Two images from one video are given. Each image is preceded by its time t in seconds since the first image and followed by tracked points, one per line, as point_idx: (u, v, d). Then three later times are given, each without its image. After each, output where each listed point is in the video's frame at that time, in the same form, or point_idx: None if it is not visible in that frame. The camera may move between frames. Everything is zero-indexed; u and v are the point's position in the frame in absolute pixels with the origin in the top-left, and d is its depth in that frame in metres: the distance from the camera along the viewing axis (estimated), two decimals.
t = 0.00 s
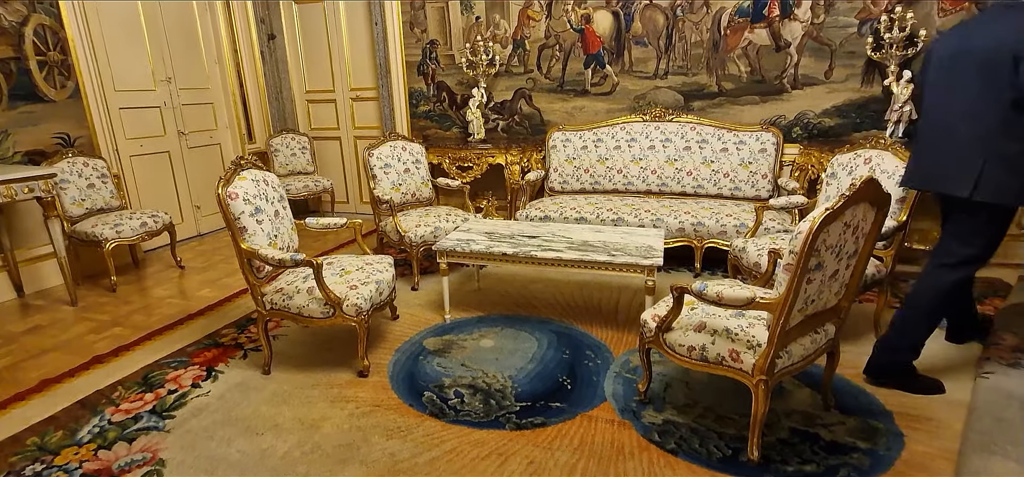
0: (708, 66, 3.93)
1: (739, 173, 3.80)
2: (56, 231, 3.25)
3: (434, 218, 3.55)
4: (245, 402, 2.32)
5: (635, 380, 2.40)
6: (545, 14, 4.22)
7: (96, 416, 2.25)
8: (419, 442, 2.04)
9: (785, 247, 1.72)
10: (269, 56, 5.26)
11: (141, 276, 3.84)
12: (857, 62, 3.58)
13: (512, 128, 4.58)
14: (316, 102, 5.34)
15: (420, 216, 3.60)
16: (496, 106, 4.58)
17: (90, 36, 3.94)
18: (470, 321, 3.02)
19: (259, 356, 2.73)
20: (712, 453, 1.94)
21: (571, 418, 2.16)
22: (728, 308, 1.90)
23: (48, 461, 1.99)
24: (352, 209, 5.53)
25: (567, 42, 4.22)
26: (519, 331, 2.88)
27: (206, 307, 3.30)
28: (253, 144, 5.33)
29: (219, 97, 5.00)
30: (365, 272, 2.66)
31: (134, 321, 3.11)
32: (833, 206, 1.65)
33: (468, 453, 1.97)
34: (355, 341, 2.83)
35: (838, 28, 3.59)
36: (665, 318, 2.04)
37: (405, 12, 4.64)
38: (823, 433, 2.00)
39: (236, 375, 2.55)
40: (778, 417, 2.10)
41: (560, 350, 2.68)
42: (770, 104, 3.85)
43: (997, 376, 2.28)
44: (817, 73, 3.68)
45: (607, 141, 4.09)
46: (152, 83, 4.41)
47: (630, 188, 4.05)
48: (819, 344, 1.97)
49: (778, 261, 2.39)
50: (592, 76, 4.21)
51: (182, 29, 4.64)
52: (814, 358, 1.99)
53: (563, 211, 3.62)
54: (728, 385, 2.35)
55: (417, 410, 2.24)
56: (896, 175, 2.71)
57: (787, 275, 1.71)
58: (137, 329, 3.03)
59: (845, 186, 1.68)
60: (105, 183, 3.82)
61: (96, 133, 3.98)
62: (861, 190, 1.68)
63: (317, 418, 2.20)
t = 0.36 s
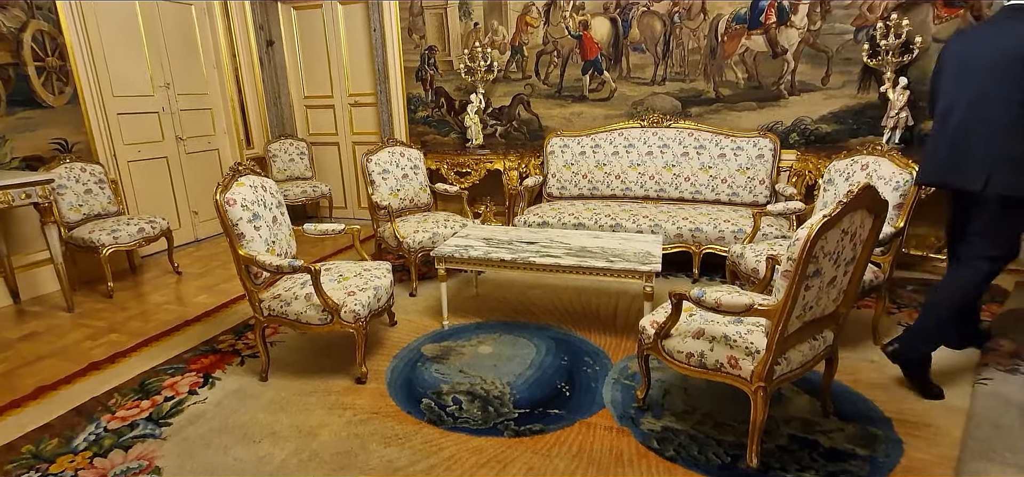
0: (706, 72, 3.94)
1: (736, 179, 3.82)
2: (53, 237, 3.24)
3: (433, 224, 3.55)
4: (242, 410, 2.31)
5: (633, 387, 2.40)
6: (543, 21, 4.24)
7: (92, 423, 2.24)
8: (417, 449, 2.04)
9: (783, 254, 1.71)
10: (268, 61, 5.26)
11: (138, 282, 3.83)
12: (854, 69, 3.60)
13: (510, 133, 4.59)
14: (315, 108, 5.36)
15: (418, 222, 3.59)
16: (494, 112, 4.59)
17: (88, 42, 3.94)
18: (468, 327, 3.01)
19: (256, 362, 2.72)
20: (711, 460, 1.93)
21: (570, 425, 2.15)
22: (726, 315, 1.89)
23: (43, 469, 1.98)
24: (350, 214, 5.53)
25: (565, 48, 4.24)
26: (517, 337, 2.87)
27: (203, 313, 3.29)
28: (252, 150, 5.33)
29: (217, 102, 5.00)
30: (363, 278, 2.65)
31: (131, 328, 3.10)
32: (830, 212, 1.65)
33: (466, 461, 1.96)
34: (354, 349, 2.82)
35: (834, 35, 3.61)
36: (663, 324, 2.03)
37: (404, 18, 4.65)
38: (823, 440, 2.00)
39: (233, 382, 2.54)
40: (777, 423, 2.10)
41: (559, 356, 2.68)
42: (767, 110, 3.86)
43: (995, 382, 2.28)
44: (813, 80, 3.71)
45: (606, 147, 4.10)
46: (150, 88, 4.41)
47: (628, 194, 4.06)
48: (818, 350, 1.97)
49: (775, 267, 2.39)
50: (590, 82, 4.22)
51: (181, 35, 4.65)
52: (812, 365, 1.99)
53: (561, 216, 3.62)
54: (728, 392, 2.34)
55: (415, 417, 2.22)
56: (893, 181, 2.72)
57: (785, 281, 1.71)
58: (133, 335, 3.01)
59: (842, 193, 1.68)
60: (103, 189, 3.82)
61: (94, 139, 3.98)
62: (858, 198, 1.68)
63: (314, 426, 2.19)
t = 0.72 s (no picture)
0: (703, 82, 3.97)
1: (734, 188, 3.83)
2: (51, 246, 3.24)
3: (431, 233, 3.55)
4: (240, 421, 2.30)
5: (632, 397, 2.39)
6: (541, 31, 4.27)
7: (88, 434, 2.22)
8: (415, 460, 2.03)
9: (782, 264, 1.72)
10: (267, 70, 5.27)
11: (135, 291, 3.81)
12: (850, 79, 3.63)
13: (509, 142, 4.60)
14: (314, 117, 5.38)
15: (416, 231, 3.60)
16: (493, 121, 4.60)
17: (88, 52, 3.95)
18: (466, 337, 3.00)
19: (254, 373, 2.71)
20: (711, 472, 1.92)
21: (569, 435, 2.14)
22: (725, 326, 1.89)
23: None
24: (348, 223, 5.53)
25: (563, 57, 4.26)
26: (516, 347, 2.86)
27: (200, 323, 3.27)
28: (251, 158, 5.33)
29: (216, 111, 5.01)
30: (362, 288, 2.65)
31: (128, 337, 3.08)
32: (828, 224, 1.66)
33: (464, 472, 1.95)
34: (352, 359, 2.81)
35: (830, 45, 3.64)
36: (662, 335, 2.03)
37: (403, 27, 4.67)
38: (822, 450, 2.00)
39: (230, 393, 2.53)
40: (777, 434, 2.09)
41: (557, 366, 2.67)
42: (764, 120, 3.88)
43: (994, 392, 2.28)
44: (810, 90, 3.73)
45: (604, 157, 4.11)
46: (150, 97, 4.42)
47: (626, 203, 4.07)
48: (817, 360, 1.97)
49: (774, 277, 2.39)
50: (588, 92, 4.25)
51: (180, 44, 4.67)
52: (811, 375, 1.99)
53: (560, 226, 3.63)
54: (727, 402, 2.33)
55: (413, 428, 2.21)
56: (891, 190, 2.73)
57: (783, 292, 1.71)
58: (130, 345, 2.99)
59: (840, 204, 1.69)
60: (101, 198, 3.81)
61: (93, 148, 3.98)
62: (856, 209, 1.69)
63: (312, 437, 2.18)
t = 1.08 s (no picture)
0: (700, 95, 4.00)
1: (732, 200, 3.84)
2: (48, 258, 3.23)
3: (429, 245, 3.55)
4: (236, 435, 2.28)
5: (631, 411, 2.38)
6: (539, 44, 4.30)
7: (82, 449, 2.20)
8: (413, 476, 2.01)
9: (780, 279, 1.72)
10: (267, 83, 5.30)
11: (131, 303, 3.80)
12: (845, 93, 3.67)
13: (507, 154, 4.62)
14: (313, 129, 5.40)
15: (415, 244, 3.60)
16: (491, 133, 4.62)
17: (89, 64, 3.97)
18: (464, 350, 2.99)
19: (251, 386, 2.69)
20: None
21: (567, 450, 2.13)
22: (724, 340, 1.89)
23: None
24: (347, 234, 5.52)
25: (561, 71, 4.29)
26: (514, 360, 2.85)
27: (197, 336, 3.26)
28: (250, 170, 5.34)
29: (216, 123, 5.03)
30: (359, 301, 2.64)
31: (124, 350, 3.06)
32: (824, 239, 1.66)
33: None
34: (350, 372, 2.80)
35: (825, 59, 3.68)
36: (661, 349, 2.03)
37: (403, 41, 4.71)
38: (822, 465, 1.98)
39: (227, 407, 2.51)
40: (776, 448, 2.08)
41: (556, 379, 2.66)
42: (761, 133, 3.91)
43: (993, 406, 2.28)
44: (806, 103, 3.76)
45: (602, 169, 4.13)
46: (150, 109, 4.44)
47: (624, 215, 4.08)
48: (816, 374, 1.96)
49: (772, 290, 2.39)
50: (587, 104, 4.27)
51: (181, 56, 4.69)
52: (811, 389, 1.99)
53: (558, 238, 3.63)
54: (727, 416, 2.32)
55: (410, 443, 2.20)
56: (887, 204, 2.74)
57: (781, 306, 1.71)
58: (126, 358, 2.98)
59: (836, 219, 1.70)
60: (99, 210, 3.81)
61: (91, 160, 3.98)
62: (852, 224, 1.70)
63: (308, 452, 2.16)
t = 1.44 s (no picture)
0: (698, 109, 4.03)
1: (730, 213, 3.85)
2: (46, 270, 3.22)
3: (429, 258, 3.55)
4: (233, 450, 2.26)
5: (631, 426, 2.37)
6: (538, 58, 4.34)
7: (77, 464, 2.18)
8: None
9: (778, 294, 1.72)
10: (268, 96, 5.32)
11: (129, 316, 3.78)
12: (842, 107, 3.70)
13: (506, 167, 4.64)
14: (313, 141, 5.42)
15: (414, 256, 3.60)
16: (490, 146, 4.64)
17: (91, 77, 3.99)
18: (464, 364, 2.98)
19: (248, 400, 2.68)
20: None
21: (568, 467, 2.11)
22: (724, 355, 1.88)
23: None
24: (346, 246, 5.52)
25: (561, 84, 4.32)
26: (513, 374, 2.84)
27: (195, 349, 3.24)
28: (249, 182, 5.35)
29: (216, 135, 5.05)
30: (358, 314, 2.63)
31: (121, 364, 3.05)
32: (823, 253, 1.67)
33: None
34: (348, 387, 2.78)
35: (821, 74, 3.71)
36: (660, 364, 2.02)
37: (403, 54, 4.75)
38: None
39: (223, 422, 2.49)
40: (777, 464, 2.07)
41: (555, 393, 2.65)
42: (758, 146, 3.94)
43: (994, 422, 2.27)
44: (803, 117, 3.80)
45: (601, 182, 4.14)
46: (151, 122, 4.46)
47: (623, 228, 4.09)
48: (816, 389, 1.96)
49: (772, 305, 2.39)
50: (585, 118, 4.30)
51: (182, 69, 4.72)
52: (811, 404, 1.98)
53: (557, 251, 3.64)
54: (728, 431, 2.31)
55: (408, 459, 2.18)
56: (885, 218, 2.75)
57: (782, 321, 1.71)
58: (123, 372, 2.96)
59: (835, 234, 1.71)
60: (98, 222, 3.81)
61: (91, 172, 3.98)
62: (849, 240, 1.70)
63: (305, 467, 2.14)
